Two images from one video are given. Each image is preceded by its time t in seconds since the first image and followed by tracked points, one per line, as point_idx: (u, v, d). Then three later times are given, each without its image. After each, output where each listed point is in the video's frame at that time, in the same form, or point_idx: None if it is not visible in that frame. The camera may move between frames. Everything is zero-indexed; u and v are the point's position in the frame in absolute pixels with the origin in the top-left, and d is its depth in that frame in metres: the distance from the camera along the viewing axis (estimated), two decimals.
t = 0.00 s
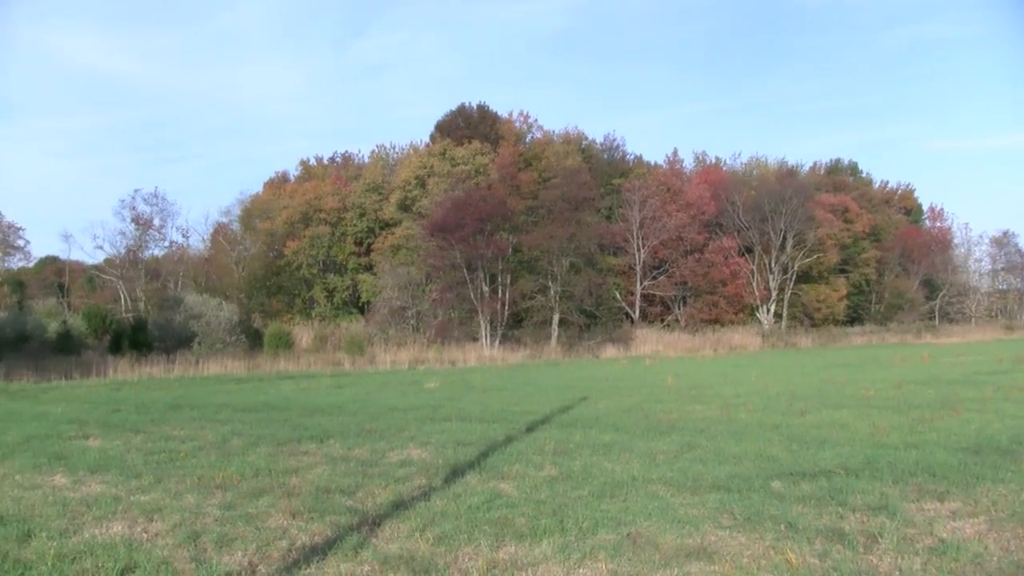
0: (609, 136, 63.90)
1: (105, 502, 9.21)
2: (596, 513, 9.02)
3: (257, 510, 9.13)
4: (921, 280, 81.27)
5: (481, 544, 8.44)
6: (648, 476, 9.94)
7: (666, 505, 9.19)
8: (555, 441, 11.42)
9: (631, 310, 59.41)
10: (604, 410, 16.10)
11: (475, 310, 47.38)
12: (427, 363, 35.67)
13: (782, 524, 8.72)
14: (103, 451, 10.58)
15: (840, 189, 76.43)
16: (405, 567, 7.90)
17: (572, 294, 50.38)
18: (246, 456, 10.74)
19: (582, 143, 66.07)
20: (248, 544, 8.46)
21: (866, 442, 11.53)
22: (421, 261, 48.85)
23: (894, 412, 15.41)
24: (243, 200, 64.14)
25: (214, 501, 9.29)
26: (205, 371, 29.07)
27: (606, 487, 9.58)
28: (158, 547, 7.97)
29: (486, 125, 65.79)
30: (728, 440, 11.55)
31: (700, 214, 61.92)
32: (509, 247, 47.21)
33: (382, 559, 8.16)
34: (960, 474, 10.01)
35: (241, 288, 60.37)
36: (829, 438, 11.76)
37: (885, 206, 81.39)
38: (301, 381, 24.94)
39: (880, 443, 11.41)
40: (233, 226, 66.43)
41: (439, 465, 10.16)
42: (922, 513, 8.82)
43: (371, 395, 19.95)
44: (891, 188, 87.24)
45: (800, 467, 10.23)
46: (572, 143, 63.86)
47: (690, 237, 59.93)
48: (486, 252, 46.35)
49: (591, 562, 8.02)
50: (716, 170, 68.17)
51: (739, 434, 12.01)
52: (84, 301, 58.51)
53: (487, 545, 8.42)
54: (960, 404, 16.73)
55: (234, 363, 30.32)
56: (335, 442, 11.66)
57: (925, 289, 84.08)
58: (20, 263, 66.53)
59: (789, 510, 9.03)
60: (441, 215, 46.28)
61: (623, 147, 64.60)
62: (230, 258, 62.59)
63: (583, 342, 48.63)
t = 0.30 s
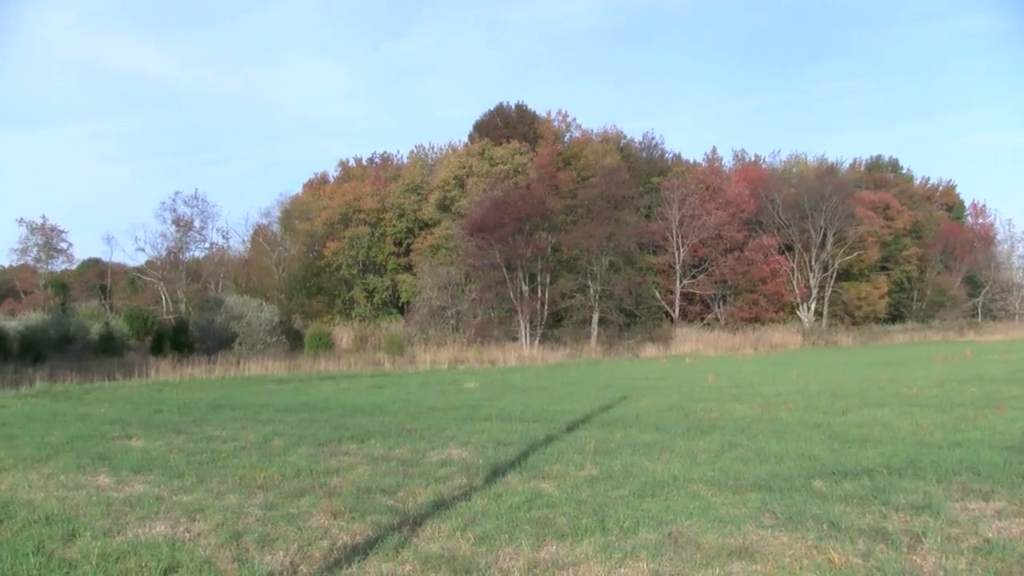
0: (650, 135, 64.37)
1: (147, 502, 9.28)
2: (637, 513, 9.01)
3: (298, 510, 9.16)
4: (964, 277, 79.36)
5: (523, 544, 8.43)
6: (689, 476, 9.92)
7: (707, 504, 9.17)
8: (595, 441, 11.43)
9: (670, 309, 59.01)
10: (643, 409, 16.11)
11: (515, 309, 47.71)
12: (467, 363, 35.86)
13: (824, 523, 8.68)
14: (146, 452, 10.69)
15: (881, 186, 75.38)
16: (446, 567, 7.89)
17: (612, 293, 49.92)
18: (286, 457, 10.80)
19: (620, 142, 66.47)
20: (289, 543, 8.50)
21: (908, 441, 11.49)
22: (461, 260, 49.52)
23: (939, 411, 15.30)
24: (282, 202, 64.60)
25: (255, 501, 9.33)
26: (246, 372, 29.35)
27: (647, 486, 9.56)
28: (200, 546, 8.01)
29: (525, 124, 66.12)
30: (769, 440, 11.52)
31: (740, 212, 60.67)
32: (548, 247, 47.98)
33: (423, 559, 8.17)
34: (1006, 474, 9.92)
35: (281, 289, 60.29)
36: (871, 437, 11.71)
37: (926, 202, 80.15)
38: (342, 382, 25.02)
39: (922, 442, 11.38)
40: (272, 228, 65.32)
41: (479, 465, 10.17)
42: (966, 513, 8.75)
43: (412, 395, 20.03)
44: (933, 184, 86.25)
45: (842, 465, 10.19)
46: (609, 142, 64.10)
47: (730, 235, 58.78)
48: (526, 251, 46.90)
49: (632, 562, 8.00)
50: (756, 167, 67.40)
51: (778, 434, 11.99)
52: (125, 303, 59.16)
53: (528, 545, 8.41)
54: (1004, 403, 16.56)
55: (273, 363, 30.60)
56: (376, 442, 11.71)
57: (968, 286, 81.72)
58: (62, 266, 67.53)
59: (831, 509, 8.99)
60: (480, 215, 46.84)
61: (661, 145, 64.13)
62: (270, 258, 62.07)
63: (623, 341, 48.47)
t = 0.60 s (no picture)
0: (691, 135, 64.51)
1: (191, 499, 9.36)
2: (679, 514, 8.99)
3: (340, 509, 9.19)
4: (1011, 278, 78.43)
5: (564, 544, 8.42)
6: (731, 477, 9.88)
7: (749, 505, 9.14)
8: (637, 441, 11.42)
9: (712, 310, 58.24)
10: (684, 409, 16.15)
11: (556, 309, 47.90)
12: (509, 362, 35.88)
13: (868, 526, 8.63)
14: (190, 451, 10.78)
15: (925, 185, 75.05)
16: (488, 567, 7.90)
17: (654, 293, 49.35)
18: (329, 456, 10.84)
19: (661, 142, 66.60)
20: (331, 542, 8.55)
21: (954, 443, 11.42)
22: (503, 260, 49.80)
23: (985, 413, 15.21)
24: (324, 201, 64.71)
25: (298, 500, 9.37)
26: (287, 370, 29.63)
27: (689, 487, 9.54)
28: (243, 545, 8.04)
29: (565, 124, 66.43)
30: (812, 440, 11.48)
31: (782, 212, 60.68)
32: (590, 247, 48.19)
33: (465, 559, 8.17)
34: None
35: (323, 289, 59.94)
36: (915, 439, 11.65)
37: (972, 201, 79.42)
38: (383, 382, 25.05)
39: (968, 445, 11.30)
40: (314, 227, 64.48)
41: (520, 465, 10.16)
42: (1015, 517, 8.65)
43: (454, 395, 20.16)
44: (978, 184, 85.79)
45: (887, 468, 10.12)
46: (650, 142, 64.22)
47: (772, 235, 58.60)
48: (567, 251, 47.35)
49: (675, 563, 7.96)
50: (798, 167, 66.88)
51: (820, 435, 11.96)
52: (169, 303, 59.87)
53: (569, 546, 8.41)
54: None
55: (314, 362, 30.85)
56: (417, 441, 11.74)
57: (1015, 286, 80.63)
58: (107, 267, 68.85)
59: (876, 512, 8.94)
60: (521, 215, 47.27)
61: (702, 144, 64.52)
62: (311, 259, 61.48)
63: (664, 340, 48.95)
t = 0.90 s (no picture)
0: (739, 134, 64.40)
1: (241, 498, 9.45)
2: (729, 516, 8.96)
3: (389, 509, 9.23)
4: None
5: (613, 545, 8.39)
6: (780, 478, 9.85)
7: (800, 508, 9.10)
8: (686, 442, 11.45)
9: (761, 311, 58.69)
10: (734, 410, 16.22)
11: (604, 309, 47.63)
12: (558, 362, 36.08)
13: (921, 530, 8.55)
14: (240, 450, 10.95)
15: (980, 184, 73.88)
16: (538, 568, 7.88)
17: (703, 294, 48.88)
18: (378, 455, 10.95)
19: (710, 142, 66.76)
20: (381, 541, 8.59)
21: (1009, 447, 11.33)
22: (552, 261, 50.14)
23: None
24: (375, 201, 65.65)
25: (347, 499, 9.44)
26: (336, 370, 29.90)
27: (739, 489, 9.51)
28: (293, 543, 8.08)
29: (614, 124, 66.37)
30: (863, 443, 11.47)
31: (833, 212, 59.78)
32: (639, 247, 47.33)
33: (514, 559, 8.17)
34: None
35: (371, 288, 61.48)
36: (969, 443, 11.57)
37: None
38: (433, 382, 25.20)
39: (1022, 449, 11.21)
40: (364, 228, 65.94)
41: (569, 465, 10.18)
42: None
43: (503, 395, 20.34)
44: None
45: (941, 471, 10.04)
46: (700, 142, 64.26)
47: (822, 236, 57.69)
48: (616, 252, 46.56)
49: (726, 565, 7.91)
50: (849, 167, 65.68)
51: (872, 437, 11.93)
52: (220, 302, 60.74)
53: (619, 547, 8.39)
54: None
55: (363, 362, 30.99)
56: (466, 442, 11.84)
57: None
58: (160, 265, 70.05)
59: (929, 516, 8.87)
60: (570, 215, 47.01)
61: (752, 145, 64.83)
62: (361, 259, 63.41)
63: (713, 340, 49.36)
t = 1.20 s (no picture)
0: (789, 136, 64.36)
1: (288, 496, 9.52)
2: (777, 519, 8.94)
3: (435, 508, 9.24)
4: None
5: (660, 547, 8.35)
6: (828, 483, 9.84)
7: (847, 513, 9.06)
8: (734, 445, 11.50)
9: (810, 313, 58.47)
10: (780, 413, 16.26)
11: (653, 310, 47.64)
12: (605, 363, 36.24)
13: (971, 536, 8.48)
14: (288, 448, 11.08)
15: None
16: (584, 568, 7.84)
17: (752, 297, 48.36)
18: (424, 454, 11.07)
19: (760, 143, 66.74)
20: (428, 540, 8.59)
21: None
22: (600, 261, 49.61)
23: None
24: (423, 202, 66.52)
25: (394, 498, 9.50)
26: (383, 370, 30.00)
27: (786, 493, 9.50)
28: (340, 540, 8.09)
29: (663, 125, 66.68)
30: (911, 448, 11.50)
31: (883, 214, 59.11)
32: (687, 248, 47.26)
33: (560, 559, 8.14)
34: None
35: (420, 289, 60.59)
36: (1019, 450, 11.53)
37: None
38: (479, 381, 25.21)
39: None
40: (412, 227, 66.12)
41: (616, 467, 10.22)
42: None
43: (551, 395, 20.43)
44: None
45: (991, 477, 9.99)
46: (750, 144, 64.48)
47: (872, 238, 57.63)
48: (664, 253, 46.60)
49: (774, 568, 7.85)
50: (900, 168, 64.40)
51: (921, 443, 11.94)
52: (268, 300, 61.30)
53: (665, 548, 8.34)
54: None
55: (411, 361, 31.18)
56: (513, 442, 11.94)
57: None
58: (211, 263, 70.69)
59: (980, 522, 8.80)
60: (619, 215, 47.05)
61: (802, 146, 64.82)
62: (409, 259, 62.48)
63: (761, 342, 49.59)
